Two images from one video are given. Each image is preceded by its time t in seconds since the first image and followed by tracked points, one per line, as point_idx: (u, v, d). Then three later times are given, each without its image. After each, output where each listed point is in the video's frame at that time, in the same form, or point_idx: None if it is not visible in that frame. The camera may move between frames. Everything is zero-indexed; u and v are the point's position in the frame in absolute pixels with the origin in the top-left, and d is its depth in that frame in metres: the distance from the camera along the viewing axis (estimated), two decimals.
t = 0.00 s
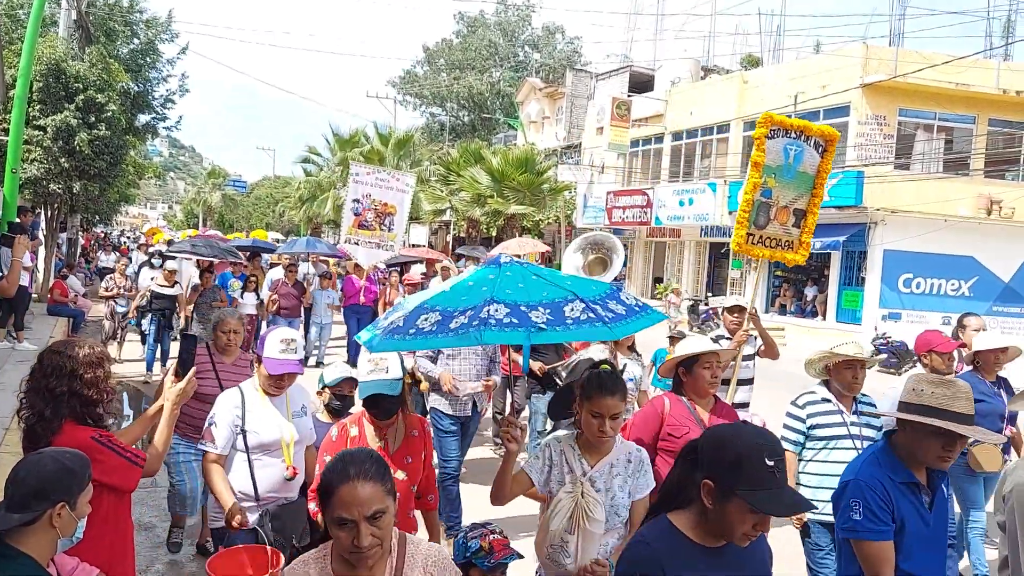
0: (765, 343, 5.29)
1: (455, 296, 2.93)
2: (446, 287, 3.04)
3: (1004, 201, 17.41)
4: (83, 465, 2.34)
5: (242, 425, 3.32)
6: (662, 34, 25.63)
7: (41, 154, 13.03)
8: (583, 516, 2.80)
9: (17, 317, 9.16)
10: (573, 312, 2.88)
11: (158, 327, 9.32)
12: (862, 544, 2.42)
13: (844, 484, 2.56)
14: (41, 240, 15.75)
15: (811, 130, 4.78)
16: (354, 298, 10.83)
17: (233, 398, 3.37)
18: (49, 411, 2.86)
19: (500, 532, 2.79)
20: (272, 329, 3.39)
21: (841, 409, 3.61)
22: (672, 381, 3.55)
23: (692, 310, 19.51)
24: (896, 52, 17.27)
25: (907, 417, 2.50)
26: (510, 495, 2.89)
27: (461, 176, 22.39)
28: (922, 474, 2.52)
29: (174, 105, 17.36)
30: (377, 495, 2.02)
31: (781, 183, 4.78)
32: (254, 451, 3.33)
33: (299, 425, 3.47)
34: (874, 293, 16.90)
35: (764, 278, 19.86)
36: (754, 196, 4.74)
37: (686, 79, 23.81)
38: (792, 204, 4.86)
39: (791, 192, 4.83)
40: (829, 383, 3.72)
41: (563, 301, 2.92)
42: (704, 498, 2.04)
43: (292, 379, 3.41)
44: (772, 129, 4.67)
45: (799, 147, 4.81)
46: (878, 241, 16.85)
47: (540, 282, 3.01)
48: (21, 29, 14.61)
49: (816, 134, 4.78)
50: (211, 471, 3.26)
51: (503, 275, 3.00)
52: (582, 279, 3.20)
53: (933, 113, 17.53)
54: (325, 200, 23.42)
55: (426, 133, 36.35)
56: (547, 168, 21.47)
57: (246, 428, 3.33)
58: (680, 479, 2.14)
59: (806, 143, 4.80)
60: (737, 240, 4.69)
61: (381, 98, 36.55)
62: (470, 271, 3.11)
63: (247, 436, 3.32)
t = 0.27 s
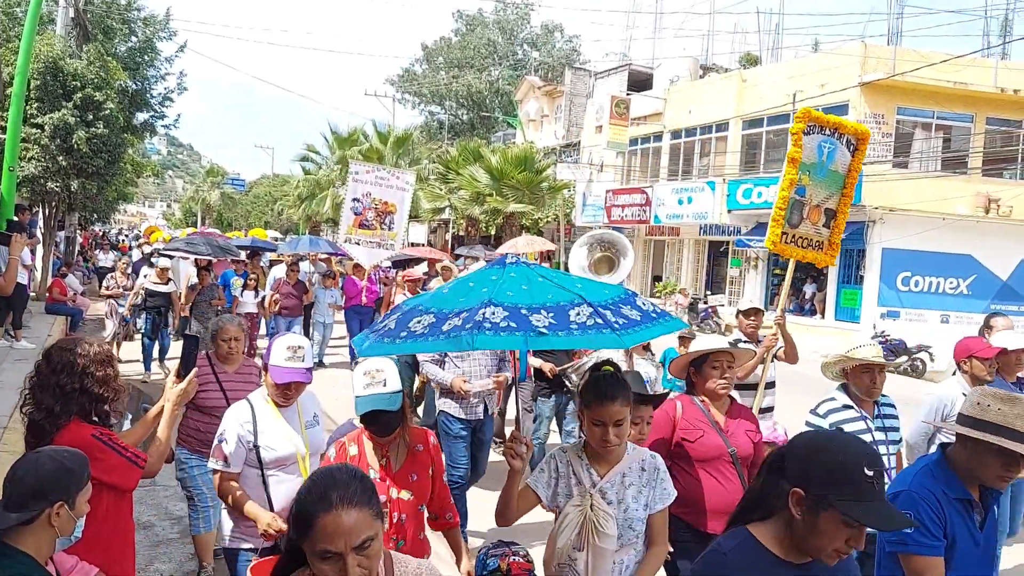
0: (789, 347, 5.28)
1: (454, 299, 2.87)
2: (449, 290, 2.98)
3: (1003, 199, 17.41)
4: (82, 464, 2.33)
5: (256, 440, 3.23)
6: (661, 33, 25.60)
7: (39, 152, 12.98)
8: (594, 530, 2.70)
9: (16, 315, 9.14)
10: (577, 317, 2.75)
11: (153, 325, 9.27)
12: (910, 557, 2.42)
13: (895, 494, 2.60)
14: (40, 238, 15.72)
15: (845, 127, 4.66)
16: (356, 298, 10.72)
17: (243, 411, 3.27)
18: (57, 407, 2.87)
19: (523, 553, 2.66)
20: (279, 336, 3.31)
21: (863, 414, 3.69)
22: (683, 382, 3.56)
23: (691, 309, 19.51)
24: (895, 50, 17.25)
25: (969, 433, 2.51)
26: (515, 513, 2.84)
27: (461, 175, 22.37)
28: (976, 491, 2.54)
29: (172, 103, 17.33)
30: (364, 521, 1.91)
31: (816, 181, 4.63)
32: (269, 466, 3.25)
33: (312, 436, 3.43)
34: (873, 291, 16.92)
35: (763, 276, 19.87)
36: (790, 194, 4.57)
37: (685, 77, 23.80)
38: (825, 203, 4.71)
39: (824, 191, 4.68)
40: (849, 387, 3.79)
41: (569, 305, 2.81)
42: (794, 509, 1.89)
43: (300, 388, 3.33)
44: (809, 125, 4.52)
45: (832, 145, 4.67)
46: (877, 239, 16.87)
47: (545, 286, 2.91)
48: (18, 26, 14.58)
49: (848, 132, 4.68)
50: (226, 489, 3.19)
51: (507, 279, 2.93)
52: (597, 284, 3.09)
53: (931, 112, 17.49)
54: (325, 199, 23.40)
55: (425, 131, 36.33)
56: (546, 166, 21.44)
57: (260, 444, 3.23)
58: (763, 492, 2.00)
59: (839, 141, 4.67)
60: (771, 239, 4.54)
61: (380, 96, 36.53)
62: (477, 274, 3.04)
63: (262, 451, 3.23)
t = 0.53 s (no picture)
0: (804, 354, 5.31)
1: (445, 320, 2.48)
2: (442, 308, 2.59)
3: (997, 201, 17.41)
4: (75, 465, 2.33)
5: (267, 449, 3.22)
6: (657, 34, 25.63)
7: (34, 152, 12.93)
8: (593, 565, 2.51)
9: (11, 314, 9.11)
10: (585, 347, 2.33)
11: (145, 326, 9.24)
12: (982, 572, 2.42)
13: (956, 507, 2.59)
14: (34, 237, 15.66)
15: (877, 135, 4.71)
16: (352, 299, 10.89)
17: (251, 421, 3.25)
18: (57, 406, 2.90)
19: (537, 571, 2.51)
20: (280, 338, 3.32)
21: (880, 420, 3.69)
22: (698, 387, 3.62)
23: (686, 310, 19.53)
24: (890, 53, 17.29)
25: None
26: (514, 547, 2.64)
27: (456, 175, 22.35)
28: None
29: (167, 103, 17.29)
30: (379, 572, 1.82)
31: (846, 185, 4.67)
32: (281, 475, 3.23)
33: (321, 439, 3.45)
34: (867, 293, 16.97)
35: (757, 278, 19.91)
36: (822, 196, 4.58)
37: (681, 78, 23.84)
38: (851, 209, 4.73)
39: (852, 197, 4.72)
40: (865, 393, 3.80)
41: (573, 332, 2.38)
42: (855, 545, 1.69)
43: (299, 394, 3.31)
44: (846, 127, 4.55)
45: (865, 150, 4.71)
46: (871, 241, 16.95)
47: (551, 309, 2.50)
48: (13, 25, 14.53)
49: (880, 138, 4.72)
50: (233, 502, 3.13)
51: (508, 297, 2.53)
52: (610, 306, 2.68)
53: (926, 114, 17.53)
54: (319, 199, 23.34)
55: (421, 132, 36.32)
56: (542, 167, 21.43)
57: (271, 452, 3.22)
58: (825, 515, 1.79)
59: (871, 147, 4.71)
60: (801, 239, 4.56)
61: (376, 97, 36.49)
62: (476, 290, 2.65)
63: (274, 460, 3.22)
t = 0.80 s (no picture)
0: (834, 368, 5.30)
1: (440, 338, 2.14)
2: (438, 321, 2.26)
3: (996, 204, 17.35)
4: (76, 468, 2.32)
5: (298, 469, 3.17)
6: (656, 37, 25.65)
7: (32, 155, 12.91)
8: None
9: (9, 317, 9.09)
10: (596, 375, 1.97)
11: (146, 332, 9.17)
12: None
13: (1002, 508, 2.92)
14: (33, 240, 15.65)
15: (916, 146, 4.69)
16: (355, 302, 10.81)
17: (281, 438, 3.20)
18: (61, 409, 2.91)
19: None
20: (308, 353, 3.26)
21: (916, 436, 3.39)
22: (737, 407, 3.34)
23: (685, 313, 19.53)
24: (889, 56, 17.31)
25: None
26: None
27: (455, 178, 22.35)
28: None
29: (166, 105, 17.28)
30: None
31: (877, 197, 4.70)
32: (312, 494, 3.19)
33: (351, 456, 3.37)
34: (866, 296, 16.97)
35: (756, 281, 19.91)
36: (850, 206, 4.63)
37: (679, 81, 23.86)
38: (885, 221, 4.76)
39: (886, 208, 4.74)
40: (901, 407, 3.49)
41: (583, 356, 2.02)
42: None
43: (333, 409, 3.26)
44: (877, 137, 4.59)
45: (899, 163, 4.72)
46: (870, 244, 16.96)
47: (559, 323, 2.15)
48: (12, 27, 14.52)
49: (918, 152, 4.69)
50: (264, 524, 3.11)
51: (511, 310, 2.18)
52: (628, 317, 2.31)
53: (925, 118, 17.55)
54: (318, 201, 23.35)
55: (420, 135, 36.34)
56: (540, 170, 21.43)
57: (302, 472, 3.18)
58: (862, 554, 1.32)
59: (907, 159, 4.71)
60: (827, 248, 4.61)
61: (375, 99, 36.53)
62: (476, 299, 2.30)
63: (304, 479, 3.18)
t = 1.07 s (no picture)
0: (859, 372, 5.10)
1: (428, 350, 2.06)
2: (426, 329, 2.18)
3: (991, 204, 17.42)
4: (70, 468, 2.30)
5: (319, 473, 3.15)
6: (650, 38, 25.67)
7: (26, 156, 12.84)
8: None
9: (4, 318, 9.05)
10: (605, 390, 1.88)
11: (145, 335, 9.09)
12: None
13: None
14: (27, 241, 15.59)
15: (941, 146, 4.92)
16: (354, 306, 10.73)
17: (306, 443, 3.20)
18: (57, 409, 2.89)
19: None
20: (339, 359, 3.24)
21: (969, 442, 3.28)
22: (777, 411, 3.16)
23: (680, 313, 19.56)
24: (884, 57, 17.36)
25: None
26: None
27: (450, 178, 22.35)
28: None
29: (160, 106, 17.25)
30: None
31: (899, 195, 4.90)
32: (334, 499, 3.15)
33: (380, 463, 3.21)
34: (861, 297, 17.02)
35: (751, 281, 19.94)
36: (868, 200, 4.85)
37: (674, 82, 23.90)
38: (909, 221, 4.93)
39: (910, 207, 4.93)
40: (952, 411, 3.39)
41: (588, 368, 1.93)
42: None
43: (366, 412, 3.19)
44: (896, 134, 4.87)
45: (924, 161, 4.96)
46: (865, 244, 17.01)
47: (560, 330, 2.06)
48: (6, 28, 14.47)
49: (944, 150, 4.91)
50: (284, 526, 3.12)
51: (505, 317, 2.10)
52: (641, 318, 2.22)
53: (920, 118, 17.59)
54: (312, 202, 23.31)
55: (415, 135, 36.33)
56: (535, 170, 21.42)
57: (323, 475, 3.15)
58: None
59: (932, 158, 4.94)
60: (844, 240, 4.78)
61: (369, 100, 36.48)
62: (467, 303, 2.22)
63: (325, 483, 3.14)
